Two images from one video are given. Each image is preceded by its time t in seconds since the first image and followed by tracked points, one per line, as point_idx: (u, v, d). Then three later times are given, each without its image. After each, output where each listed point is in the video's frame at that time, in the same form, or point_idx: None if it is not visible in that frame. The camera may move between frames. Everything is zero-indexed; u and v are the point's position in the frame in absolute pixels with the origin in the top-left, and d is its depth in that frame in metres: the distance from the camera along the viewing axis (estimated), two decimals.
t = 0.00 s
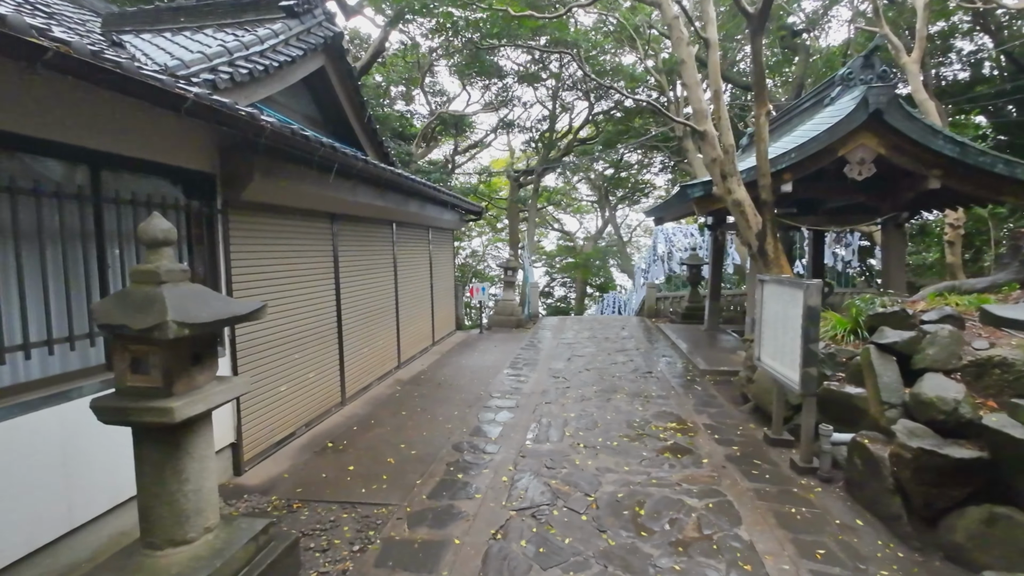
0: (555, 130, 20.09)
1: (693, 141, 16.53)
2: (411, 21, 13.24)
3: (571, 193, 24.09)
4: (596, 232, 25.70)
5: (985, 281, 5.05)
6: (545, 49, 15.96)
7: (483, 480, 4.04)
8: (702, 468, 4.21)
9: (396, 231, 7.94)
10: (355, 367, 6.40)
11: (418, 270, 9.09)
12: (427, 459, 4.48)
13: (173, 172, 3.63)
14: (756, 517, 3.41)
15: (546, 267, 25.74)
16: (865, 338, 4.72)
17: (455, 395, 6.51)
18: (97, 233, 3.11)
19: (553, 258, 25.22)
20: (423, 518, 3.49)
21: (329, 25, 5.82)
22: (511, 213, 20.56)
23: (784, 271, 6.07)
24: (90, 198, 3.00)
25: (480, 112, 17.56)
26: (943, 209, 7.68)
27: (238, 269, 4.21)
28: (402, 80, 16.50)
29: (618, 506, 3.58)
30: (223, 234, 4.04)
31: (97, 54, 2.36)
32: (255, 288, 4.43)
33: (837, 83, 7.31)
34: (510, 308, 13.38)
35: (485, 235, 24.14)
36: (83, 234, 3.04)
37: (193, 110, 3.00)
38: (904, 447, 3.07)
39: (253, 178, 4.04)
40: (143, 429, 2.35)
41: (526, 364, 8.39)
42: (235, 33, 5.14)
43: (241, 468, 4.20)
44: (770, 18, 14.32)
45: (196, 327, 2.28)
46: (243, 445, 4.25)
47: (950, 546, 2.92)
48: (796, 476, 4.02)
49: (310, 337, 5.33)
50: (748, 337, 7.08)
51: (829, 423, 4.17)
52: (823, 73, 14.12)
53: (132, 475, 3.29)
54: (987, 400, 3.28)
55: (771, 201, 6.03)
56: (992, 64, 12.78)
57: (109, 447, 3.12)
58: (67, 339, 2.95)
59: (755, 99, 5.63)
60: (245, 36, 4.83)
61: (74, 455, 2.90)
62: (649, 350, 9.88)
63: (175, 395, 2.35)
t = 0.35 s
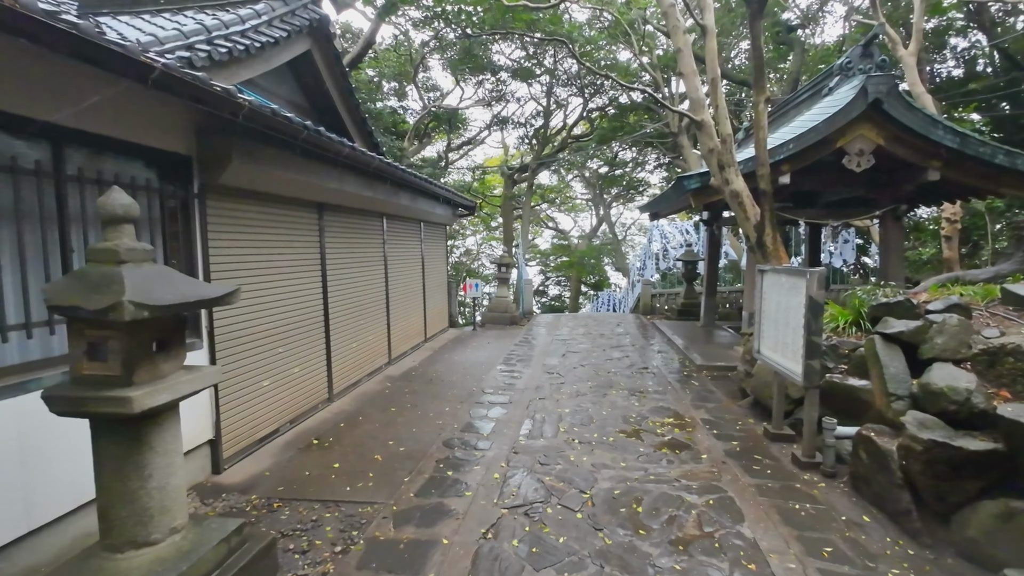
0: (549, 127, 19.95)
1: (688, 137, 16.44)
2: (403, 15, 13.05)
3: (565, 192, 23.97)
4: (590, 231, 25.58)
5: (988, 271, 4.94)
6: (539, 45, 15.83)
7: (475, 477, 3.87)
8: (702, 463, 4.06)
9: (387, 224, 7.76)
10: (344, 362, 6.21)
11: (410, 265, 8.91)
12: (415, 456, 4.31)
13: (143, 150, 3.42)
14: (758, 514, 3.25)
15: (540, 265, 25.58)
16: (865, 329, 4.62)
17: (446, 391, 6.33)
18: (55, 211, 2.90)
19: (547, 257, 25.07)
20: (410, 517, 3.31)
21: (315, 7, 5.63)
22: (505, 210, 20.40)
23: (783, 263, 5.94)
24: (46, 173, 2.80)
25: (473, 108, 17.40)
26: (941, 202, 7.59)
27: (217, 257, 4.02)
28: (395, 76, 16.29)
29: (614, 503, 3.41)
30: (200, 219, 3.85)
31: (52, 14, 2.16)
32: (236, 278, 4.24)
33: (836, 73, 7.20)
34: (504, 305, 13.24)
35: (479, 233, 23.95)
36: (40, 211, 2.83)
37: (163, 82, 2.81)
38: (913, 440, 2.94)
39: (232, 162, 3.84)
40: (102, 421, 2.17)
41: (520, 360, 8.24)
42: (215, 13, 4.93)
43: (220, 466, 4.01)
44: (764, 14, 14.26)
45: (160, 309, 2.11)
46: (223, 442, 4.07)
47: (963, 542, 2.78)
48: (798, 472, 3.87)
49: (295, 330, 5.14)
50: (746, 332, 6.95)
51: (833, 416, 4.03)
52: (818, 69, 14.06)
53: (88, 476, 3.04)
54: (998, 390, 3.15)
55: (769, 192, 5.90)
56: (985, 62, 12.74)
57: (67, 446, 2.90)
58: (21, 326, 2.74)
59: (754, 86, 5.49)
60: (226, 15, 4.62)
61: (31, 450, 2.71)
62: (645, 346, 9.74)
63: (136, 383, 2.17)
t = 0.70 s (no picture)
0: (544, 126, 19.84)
1: (683, 136, 16.37)
2: (395, 10, 12.88)
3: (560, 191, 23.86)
4: (584, 231, 25.48)
5: (992, 264, 4.85)
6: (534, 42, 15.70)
7: (469, 477, 3.71)
8: (703, 461, 3.93)
9: (378, 219, 7.59)
10: (334, 360, 6.03)
11: (403, 262, 8.74)
12: (407, 455, 4.14)
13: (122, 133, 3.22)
14: (765, 512, 3.12)
15: (534, 265, 25.44)
16: (870, 322, 4.52)
17: (439, 389, 6.17)
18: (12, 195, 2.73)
19: (541, 257, 24.94)
20: (400, 518, 3.15)
21: None
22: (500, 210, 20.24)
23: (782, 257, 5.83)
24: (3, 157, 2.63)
25: (467, 106, 17.24)
26: (940, 197, 7.53)
27: (197, 248, 3.84)
28: (387, 73, 16.11)
29: (615, 502, 3.27)
30: (180, 208, 3.68)
31: None
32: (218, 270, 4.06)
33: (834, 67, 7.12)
34: (499, 303, 13.08)
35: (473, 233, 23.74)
36: None
37: (135, 57, 2.64)
38: (925, 433, 2.83)
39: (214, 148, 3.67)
40: (63, 416, 1.99)
41: (514, 358, 8.09)
42: None
43: (201, 466, 3.83)
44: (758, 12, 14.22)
45: (125, 293, 1.93)
46: (204, 441, 3.88)
47: (980, 541, 2.66)
48: (803, 469, 3.75)
49: (282, 326, 4.96)
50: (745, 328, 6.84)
51: (838, 412, 3.91)
52: (812, 67, 14.04)
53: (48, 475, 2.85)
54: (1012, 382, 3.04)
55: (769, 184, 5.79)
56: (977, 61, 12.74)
57: (25, 446, 2.71)
58: None
59: (754, 75, 5.38)
60: None
61: None
62: (641, 344, 9.62)
63: (101, 374, 2.00)
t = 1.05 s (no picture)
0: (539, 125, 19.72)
1: (679, 134, 16.30)
2: (390, 6, 12.72)
3: (555, 191, 23.75)
4: (580, 231, 25.37)
5: (1003, 255, 4.74)
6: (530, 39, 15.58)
7: (469, 475, 3.53)
8: (713, 458, 3.77)
9: (373, 213, 7.41)
10: (326, 356, 5.84)
11: (398, 258, 8.57)
12: (404, 453, 3.97)
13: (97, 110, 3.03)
14: (781, 509, 2.97)
15: (529, 266, 25.27)
16: (881, 314, 4.41)
17: (436, 386, 5.99)
18: None
19: (536, 257, 24.78)
20: (397, 518, 2.97)
21: None
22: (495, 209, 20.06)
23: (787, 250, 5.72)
24: None
25: (462, 104, 17.07)
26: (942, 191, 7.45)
27: (182, 235, 3.65)
28: (382, 71, 15.91)
29: (624, 500, 3.11)
30: (164, 192, 3.49)
31: None
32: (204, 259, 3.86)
33: (836, 58, 7.02)
34: (495, 302, 12.92)
35: (468, 233, 23.48)
36: None
37: (112, 23, 2.45)
38: (953, 423, 2.68)
39: (200, 129, 3.48)
40: (25, 406, 1.80)
41: (512, 355, 7.92)
42: None
43: (186, 466, 3.63)
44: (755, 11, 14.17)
45: (98, 268, 1.77)
46: (189, 439, 3.68)
47: (1012, 538, 2.52)
48: (817, 465, 3.60)
49: (272, 320, 4.77)
50: (747, 324, 6.71)
51: (852, 405, 3.77)
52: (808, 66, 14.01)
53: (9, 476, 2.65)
54: None
55: (773, 176, 5.67)
56: (972, 61, 12.71)
57: None
58: None
59: (760, 63, 5.25)
60: None
61: None
62: (641, 342, 9.48)
63: (67, 359, 1.81)
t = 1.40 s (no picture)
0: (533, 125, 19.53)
1: (674, 133, 16.20)
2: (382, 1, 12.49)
3: (549, 192, 23.56)
4: (574, 232, 25.18)
5: (1015, 247, 4.58)
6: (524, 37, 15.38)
7: (461, 478, 3.30)
8: (720, 458, 3.56)
9: (362, 207, 7.17)
10: (313, 355, 5.58)
11: (388, 255, 8.32)
12: (391, 455, 3.72)
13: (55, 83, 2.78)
14: (797, 513, 2.76)
15: (523, 267, 25.04)
16: (891, 307, 4.24)
17: (427, 386, 5.74)
18: None
19: (530, 259, 24.55)
20: (382, 526, 2.73)
21: None
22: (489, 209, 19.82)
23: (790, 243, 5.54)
24: None
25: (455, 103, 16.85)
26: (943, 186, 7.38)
27: (152, 222, 3.39)
28: (374, 69, 15.68)
29: (628, 505, 2.88)
30: (131, 174, 3.23)
31: None
32: (176, 247, 3.60)
33: (837, 49, 6.87)
34: (489, 302, 12.68)
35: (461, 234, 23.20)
36: None
37: None
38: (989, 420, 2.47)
39: (170, 106, 3.22)
40: None
41: (506, 354, 7.68)
42: None
43: (155, 470, 3.37)
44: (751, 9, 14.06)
45: (34, 241, 1.55)
46: (160, 441, 3.42)
47: None
48: (830, 466, 3.40)
49: (254, 314, 4.52)
50: (749, 321, 6.53)
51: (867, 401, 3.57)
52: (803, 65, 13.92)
53: None
54: None
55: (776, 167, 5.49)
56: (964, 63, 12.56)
57: None
58: None
59: (762, 50, 5.07)
60: None
61: None
62: (637, 341, 9.28)
63: None
